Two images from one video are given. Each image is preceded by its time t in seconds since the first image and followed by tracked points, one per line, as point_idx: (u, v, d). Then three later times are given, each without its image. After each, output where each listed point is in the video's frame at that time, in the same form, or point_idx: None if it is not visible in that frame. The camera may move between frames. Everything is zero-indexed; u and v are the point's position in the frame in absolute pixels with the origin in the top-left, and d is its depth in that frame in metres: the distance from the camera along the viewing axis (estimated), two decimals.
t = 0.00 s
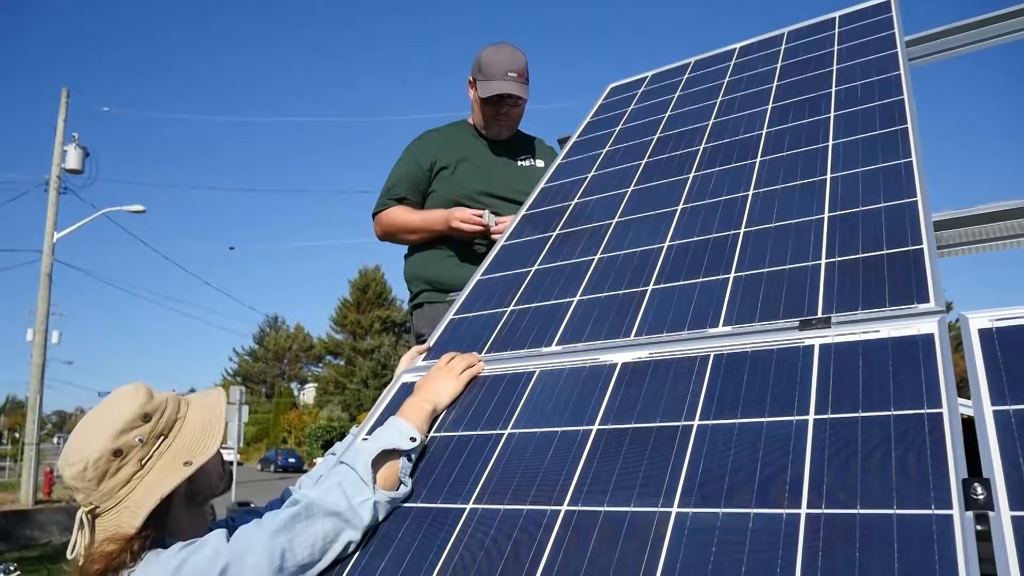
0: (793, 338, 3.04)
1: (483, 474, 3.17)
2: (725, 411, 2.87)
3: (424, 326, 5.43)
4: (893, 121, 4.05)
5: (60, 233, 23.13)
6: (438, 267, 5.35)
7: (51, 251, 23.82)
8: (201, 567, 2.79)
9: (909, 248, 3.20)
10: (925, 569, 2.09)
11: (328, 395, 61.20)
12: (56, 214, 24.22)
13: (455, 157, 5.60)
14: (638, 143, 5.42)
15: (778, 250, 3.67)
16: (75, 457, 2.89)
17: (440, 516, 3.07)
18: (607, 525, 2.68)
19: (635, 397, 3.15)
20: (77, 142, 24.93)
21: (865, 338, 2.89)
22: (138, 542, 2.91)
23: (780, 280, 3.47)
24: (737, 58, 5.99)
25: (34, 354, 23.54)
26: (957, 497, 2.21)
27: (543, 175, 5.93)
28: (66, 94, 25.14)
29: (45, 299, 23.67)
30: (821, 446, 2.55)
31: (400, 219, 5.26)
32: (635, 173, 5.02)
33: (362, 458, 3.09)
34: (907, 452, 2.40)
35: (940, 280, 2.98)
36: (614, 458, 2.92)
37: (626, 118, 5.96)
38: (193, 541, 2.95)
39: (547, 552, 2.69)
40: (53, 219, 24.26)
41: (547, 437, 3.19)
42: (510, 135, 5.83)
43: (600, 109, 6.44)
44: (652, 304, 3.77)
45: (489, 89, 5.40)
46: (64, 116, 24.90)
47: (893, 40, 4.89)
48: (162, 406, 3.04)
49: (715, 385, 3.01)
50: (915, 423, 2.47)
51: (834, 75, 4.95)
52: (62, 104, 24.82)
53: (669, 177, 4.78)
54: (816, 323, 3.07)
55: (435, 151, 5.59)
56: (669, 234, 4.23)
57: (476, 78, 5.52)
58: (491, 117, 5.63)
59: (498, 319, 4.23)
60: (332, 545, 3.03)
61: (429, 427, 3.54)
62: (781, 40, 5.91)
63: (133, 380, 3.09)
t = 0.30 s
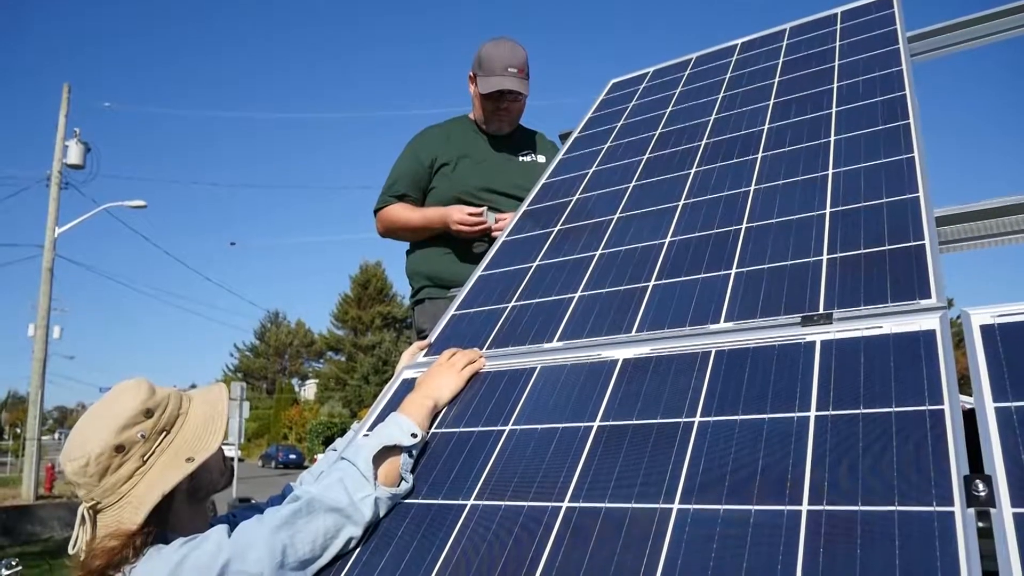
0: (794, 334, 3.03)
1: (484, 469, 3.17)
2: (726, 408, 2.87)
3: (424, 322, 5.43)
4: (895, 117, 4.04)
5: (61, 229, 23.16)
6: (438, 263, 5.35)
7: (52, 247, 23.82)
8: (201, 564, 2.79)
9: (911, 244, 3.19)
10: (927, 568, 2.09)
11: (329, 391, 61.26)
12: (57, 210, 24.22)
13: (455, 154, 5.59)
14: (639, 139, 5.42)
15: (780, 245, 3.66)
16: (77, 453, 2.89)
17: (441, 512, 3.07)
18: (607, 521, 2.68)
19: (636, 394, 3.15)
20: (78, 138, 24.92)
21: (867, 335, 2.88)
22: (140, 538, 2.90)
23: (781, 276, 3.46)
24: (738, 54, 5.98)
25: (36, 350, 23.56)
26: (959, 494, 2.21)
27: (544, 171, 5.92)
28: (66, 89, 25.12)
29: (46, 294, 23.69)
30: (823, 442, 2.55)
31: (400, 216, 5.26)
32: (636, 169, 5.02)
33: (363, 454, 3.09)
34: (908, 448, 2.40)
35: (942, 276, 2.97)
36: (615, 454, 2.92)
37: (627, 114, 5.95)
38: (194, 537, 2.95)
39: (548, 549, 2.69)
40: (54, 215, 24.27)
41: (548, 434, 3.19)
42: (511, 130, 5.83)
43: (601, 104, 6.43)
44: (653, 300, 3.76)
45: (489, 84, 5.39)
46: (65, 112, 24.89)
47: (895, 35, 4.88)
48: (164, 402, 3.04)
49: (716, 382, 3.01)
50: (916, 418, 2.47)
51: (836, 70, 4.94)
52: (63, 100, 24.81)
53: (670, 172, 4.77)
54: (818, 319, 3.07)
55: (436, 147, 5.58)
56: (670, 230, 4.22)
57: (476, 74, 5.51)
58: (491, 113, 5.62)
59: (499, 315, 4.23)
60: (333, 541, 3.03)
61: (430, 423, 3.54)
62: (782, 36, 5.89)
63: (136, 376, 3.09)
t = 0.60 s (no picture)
0: (795, 334, 3.03)
1: (485, 467, 3.18)
2: (727, 407, 2.87)
3: (426, 320, 5.43)
4: (897, 116, 4.04)
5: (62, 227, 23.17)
6: (440, 261, 5.35)
7: (54, 245, 23.84)
8: (203, 561, 2.79)
9: (912, 243, 3.19)
10: (928, 568, 2.09)
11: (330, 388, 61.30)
12: (59, 207, 24.24)
13: (458, 151, 5.60)
14: (641, 138, 5.42)
15: (781, 244, 3.66)
16: (79, 450, 2.89)
17: (442, 510, 3.07)
18: (608, 520, 2.68)
19: (637, 392, 3.15)
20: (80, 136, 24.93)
21: (868, 333, 2.88)
22: (141, 536, 2.93)
23: (782, 274, 3.46)
24: (740, 52, 5.97)
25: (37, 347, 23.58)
26: (960, 492, 2.21)
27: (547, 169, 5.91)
28: (68, 87, 25.13)
29: (48, 292, 23.71)
30: (824, 441, 2.55)
31: (402, 214, 5.27)
32: (638, 168, 5.01)
33: (364, 452, 3.09)
34: (908, 446, 2.40)
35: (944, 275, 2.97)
36: (616, 453, 2.92)
37: (629, 112, 5.95)
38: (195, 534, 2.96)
39: (549, 548, 2.69)
40: (56, 213, 24.29)
41: (549, 432, 3.19)
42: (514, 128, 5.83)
43: (603, 103, 6.43)
44: (654, 299, 3.76)
45: (492, 82, 5.39)
46: (67, 110, 24.90)
47: (897, 34, 4.87)
48: (166, 399, 3.05)
49: (717, 381, 3.00)
50: (917, 417, 2.47)
51: (838, 69, 4.94)
52: (65, 98, 24.82)
53: (672, 171, 4.77)
54: (820, 317, 3.07)
55: (438, 145, 5.59)
56: (671, 229, 4.22)
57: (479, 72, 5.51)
58: (494, 110, 5.62)
59: (500, 313, 4.23)
60: (334, 539, 3.03)
61: (431, 421, 3.54)
62: (784, 34, 5.89)
63: (138, 374, 3.09)
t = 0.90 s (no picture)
0: (793, 334, 3.04)
1: (483, 467, 3.19)
2: (725, 407, 2.87)
3: (426, 320, 5.44)
4: (895, 117, 4.05)
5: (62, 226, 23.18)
6: (440, 261, 5.35)
7: (54, 243, 23.84)
8: (200, 561, 2.79)
9: (910, 245, 3.20)
10: (924, 569, 2.09)
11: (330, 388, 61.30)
12: (59, 206, 24.24)
13: (458, 151, 5.60)
14: (640, 138, 5.42)
15: (779, 246, 3.67)
16: (77, 449, 2.90)
17: (440, 510, 3.08)
18: (605, 520, 2.69)
19: (635, 393, 3.16)
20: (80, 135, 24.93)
21: (866, 335, 2.89)
22: (138, 536, 2.93)
23: (781, 275, 3.47)
24: (740, 53, 5.98)
25: (37, 346, 23.58)
26: (955, 493, 2.21)
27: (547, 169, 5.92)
28: (68, 86, 25.14)
29: (48, 291, 23.71)
30: (822, 442, 2.56)
31: (402, 213, 5.27)
32: (638, 168, 5.02)
33: (363, 452, 3.10)
34: (905, 447, 2.41)
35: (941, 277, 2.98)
36: (614, 453, 2.92)
37: (629, 113, 5.95)
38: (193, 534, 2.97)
39: (546, 548, 2.69)
40: (56, 212, 24.29)
41: (547, 432, 3.20)
42: (515, 129, 5.83)
43: (603, 103, 6.43)
44: (652, 299, 3.77)
45: (495, 82, 5.39)
46: (67, 108, 24.90)
47: (896, 35, 4.88)
48: (164, 399, 3.05)
49: (715, 381, 3.01)
50: (913, 418, 2.48)
51: (838, 70, 4.94)
52: (65, 97, 24.83)
53: (671, 172, 4.77)
54: (817, 319, 3.07)
55: (439, 144, 5.59)
56: (670, 230, 4.22)
57: (482, 72, 5.51)
58: (496, 111, 5.62)
59: (499, 313, 4.24)
60: (332, 538, 3.03)
61: (429, 421, 3.55)
62: (784, 35, 5.90)
63: (136, 373, 3.10)
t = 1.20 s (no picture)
0: (790, 335, 3.05)
1: (480, 468, 3.19)
2: (721, 407, 2.88)
3: (423, 321, 5.44)
4: (891, 118, 4.05)
5: (59, 228, 23.15)
6: (438, 262, 5.36)
7: (51, 245, 23.81)
8: (198, 563, 2.81)
9: (905, 245, 3.21)
10: (920, 569, 2.10)
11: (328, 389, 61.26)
12: (57, 207, 24.21)
13: (456, 151, 5.59)
14: (637, 140, 5.43)
15: (775, 246, 3.67)
16: (73, 451, 2.90)
17: (437, 512, 3.08)
18: (602, 521, 2.69)
19: (632, 393, 3.16)
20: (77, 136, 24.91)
21: (862, 335, 2.90)
22: (134, 538, 2.92)
23: (777, 276, 3.48)
24: (736, 54, 5.99)
25: (34, 348, 23.55)
26: (950, 492, 2.22)
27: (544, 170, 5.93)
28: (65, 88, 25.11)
29: (45, 292, 23.68)
30: (818, 442, 2.56)
31: (400, 213, 5.27)
32: (634, 169, 5.02)
33: (360, 454, 3.10)
34: (900, 447, 2.41)
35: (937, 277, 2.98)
36: (610, 454, 2.93)
37: (625, 114, 5.96)
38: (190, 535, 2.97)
39: (543, 550, 2.70)
40: (53, 214, 24.26)
41: (545, 432, 3.20)
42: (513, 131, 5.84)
43: (600, 104, 6.44)
44: (649, 300, 3.77)
45: (495, 85, 5.39)
46: (64, 110, 24.88)
47: (892, 36, 4.89)
48: (161, 402, 3.05)
49: (711, 382, 3.01)
50: (910, 419, 2.48)
51: (834, 71, 4.95)
52: (62, 99, 24.81)
53: (667, 172, 4.78)
54: (814, 319, 3.08)
55: (438, 145, 5.58)
56: (666, 231, 4.23)
57: (483, 74, 5.50)
58: (496, 113, 5.62)
59: (496, 314, 4.24)
60: (329, 540, 3.04)
61: (427, 422, 3.55)
62: (780, 36, 5.91)
63: (133, 375, 3.10)
